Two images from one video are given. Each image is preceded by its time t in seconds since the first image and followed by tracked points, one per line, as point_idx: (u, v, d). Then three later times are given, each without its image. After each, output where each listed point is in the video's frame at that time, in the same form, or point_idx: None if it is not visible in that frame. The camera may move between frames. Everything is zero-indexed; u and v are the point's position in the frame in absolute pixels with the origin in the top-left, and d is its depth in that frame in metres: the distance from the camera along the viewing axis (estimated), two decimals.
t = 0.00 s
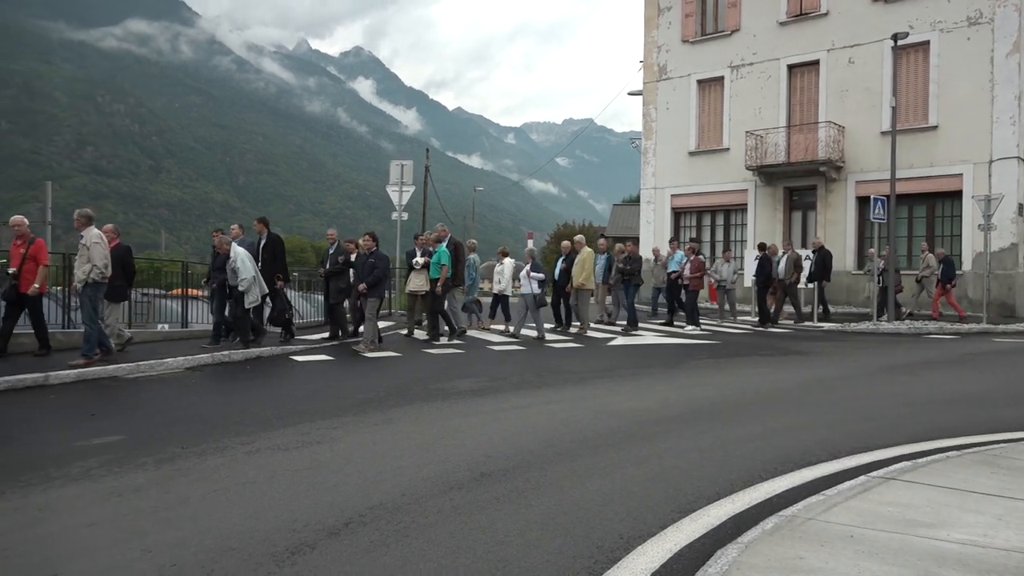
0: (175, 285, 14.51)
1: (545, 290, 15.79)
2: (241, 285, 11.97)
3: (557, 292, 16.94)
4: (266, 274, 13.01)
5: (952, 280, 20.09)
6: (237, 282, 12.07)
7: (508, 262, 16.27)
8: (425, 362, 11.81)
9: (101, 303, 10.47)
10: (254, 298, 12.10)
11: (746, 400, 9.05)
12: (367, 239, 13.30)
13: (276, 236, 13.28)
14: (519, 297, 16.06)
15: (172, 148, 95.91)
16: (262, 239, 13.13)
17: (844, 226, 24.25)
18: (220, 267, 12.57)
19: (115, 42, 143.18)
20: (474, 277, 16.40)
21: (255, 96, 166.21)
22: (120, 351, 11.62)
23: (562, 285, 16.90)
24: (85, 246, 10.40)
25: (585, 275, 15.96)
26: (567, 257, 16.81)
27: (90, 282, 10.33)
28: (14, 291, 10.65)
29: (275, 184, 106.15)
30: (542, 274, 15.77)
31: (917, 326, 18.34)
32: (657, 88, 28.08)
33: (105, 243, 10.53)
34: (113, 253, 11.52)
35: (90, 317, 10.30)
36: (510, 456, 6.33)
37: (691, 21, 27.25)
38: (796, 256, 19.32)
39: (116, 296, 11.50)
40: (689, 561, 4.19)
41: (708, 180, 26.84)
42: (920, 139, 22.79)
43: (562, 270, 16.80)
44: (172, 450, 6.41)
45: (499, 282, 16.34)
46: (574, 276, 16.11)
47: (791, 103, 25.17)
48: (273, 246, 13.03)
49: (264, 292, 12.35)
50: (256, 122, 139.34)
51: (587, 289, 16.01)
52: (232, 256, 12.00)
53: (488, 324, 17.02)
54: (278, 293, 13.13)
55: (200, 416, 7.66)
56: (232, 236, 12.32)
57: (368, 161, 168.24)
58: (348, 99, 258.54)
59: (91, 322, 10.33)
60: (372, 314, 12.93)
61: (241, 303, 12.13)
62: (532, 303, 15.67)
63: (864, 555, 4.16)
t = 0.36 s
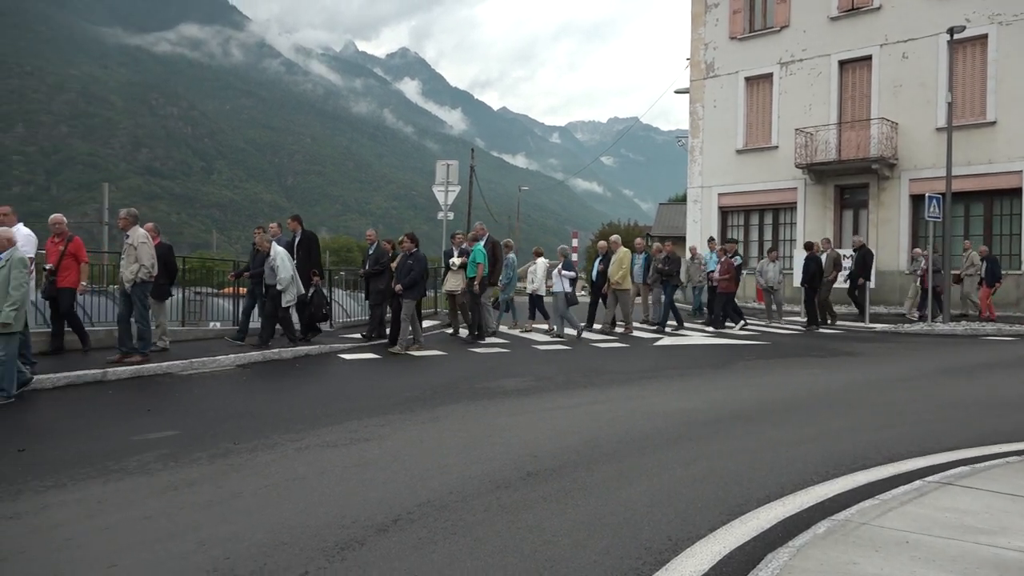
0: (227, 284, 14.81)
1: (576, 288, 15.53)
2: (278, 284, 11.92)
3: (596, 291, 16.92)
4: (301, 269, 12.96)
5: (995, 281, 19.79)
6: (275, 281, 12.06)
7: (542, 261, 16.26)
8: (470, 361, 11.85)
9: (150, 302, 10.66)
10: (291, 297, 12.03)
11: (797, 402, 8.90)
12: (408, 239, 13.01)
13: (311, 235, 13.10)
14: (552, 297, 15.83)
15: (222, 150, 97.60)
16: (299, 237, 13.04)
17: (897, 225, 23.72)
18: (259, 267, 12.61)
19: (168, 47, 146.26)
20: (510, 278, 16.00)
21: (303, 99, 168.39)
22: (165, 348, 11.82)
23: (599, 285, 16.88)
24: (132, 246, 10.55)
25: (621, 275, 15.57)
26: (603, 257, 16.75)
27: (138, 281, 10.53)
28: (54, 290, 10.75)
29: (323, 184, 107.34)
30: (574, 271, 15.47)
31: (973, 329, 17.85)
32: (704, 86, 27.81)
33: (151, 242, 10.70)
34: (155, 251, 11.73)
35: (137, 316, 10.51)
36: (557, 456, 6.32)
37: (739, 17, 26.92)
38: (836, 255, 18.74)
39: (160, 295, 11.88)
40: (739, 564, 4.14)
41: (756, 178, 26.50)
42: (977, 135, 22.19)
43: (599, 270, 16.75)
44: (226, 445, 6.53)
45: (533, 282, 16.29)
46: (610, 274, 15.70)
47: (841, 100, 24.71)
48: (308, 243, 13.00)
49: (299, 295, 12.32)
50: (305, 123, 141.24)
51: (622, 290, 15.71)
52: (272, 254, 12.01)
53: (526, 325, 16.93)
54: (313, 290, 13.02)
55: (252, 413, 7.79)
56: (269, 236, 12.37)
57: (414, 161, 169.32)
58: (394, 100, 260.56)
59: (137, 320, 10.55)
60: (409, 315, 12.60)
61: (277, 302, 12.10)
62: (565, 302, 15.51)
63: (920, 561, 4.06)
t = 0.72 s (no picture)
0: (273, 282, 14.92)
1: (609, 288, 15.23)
2: (307, 279, 12.02)
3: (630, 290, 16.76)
4: (336, 269, 12.84)
5: None
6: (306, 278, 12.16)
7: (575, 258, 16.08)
8: (514, 361, 11.86)
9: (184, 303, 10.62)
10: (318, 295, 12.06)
11: (847, 404, 8.75)
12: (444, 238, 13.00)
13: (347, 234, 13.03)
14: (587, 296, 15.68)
15: (270, 151, 98.94)
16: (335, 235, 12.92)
17: (952, 223, 23.12)
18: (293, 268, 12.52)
19: (217, 51, 148.69)
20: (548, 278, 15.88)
21: (348, 100, 169.95)
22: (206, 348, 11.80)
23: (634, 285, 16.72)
24: (169, 247, 10.52)
25: (657, 276, 15.36)
26: (636, 256, 16.41)
27: (174, 283, 10.46)
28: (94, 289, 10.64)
29: (369, 184, 108.24)
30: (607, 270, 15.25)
31: None
32: (751, 83, 27.45)
33: (186, 243, 10.65)
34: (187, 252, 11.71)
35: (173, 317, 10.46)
36: (602, 456, 6.29)
37: (787, 13, 26.52)
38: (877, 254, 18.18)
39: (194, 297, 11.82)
40: (790, 569, 4.07)
41: (804, 176, 26.09)
42: None
43: (633, 269, 16.35)
44: (275, 442, 6.62)
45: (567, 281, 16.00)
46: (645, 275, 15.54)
47: (893, 95, 24.19)
48: (345, 243, 12.87)
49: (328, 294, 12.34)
50: (350, 124, 142.72)
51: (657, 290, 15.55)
52: (306, 251, 12.11)
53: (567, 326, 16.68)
54: (345, 290, 12.97)
55: (300, 411, 7.89)
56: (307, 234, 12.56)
57: (458, 161, 169.98)
58: (439, 100, 261.91)
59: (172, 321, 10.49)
60: (448, 315, 12.76)
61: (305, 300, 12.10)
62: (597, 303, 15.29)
63: (977, 569, 3.96)
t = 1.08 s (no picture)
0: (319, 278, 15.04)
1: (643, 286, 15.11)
2: (346, 279, 11.94)
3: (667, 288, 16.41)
4: (369, 269, 12.96)
5: None
6: (343, 277, 12.07)
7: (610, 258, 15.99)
8: (559, 360, 11.86)
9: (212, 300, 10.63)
10: (356, 295, 12.05)
11: (900, 406, 8.56)
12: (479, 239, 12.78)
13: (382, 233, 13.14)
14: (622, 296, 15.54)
15: (316, 151, 100.13)
16: (371, 234, 13.02)
17: (1009, 220, 22.53)
18: (325, 264, 12.34)
19: (265, 53, 151.01)
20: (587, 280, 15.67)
21: (392, 99, 171.28)
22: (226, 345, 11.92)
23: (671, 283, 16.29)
24: (202, 244, 10.60)
25: (697, 274, 15.09)
26: (671, 255, 16.05)
27: (203, 279, 10.49)
28: (128, 288, 10.80)
29: (414, 183, 108.89)
30: (638, 270, 15.14)
31: None
32: (800, 78, 27.00)
33: (218, 240, 10.74)
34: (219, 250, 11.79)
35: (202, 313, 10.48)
36: (648, 456, 6.23)
37: (836, 7, 26.03)
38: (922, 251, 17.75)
39: (226, 294, 11.87)
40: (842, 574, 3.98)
41: (854, 173, 25.62)
42: None
43: (670, 267, 16.03)
44: (323, 439, 6.69)
45: (601, 280, 15.81)
46: (685, 275, 15.29)
47: (947, 90, 23.61)
48: (380, 241, 13.04)
49: (365, 293, 12.28)
50: (395, 124, 143.82)
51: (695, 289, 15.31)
52: (344, 250, 11.97)
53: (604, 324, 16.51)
54: (378, 289, 13.04)
55: (346, 407, 7.98)
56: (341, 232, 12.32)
57: (502, 160, 170.17)
58: (482, 99, 262.57)
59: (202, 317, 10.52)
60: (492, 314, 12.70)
61: (343, 300, 12.05)
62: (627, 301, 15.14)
63: None
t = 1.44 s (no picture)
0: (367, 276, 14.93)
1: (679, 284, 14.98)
2: (385, 280, 11.91)
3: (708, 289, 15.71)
4: (409, 268, 13.00)
5: None
6: (382, 278, 12.03)
7: (650, 258, 15.67)
8: (608, 359, 11.82)
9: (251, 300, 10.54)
10: (395, 296, 11.98)
11: (960, 407, 8.33)
12: (513, 239, 12.68)
13: (424, 231, 13.20)
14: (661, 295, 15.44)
15: (365, 152, 101.39)
16: (411, 233, 13.07)
17: None
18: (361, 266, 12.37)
19: (314, 56, 153.38)
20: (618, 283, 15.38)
21: (440, 99, 172.63)
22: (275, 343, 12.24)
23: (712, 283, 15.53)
24: (239, 245, 10.55)
25: (738, 274, 14.83)
26: (712, 255, 15.39)
27: (242, 279, 10.40)
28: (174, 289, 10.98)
29: (461, 182, 109.38)
30: (677, 268, 14.97)
31: None
32: (853, 72, 26.46)
33: (256, 242, 10.68)
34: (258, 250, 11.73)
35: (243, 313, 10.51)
36: (699, 456, 6.17)
37: None
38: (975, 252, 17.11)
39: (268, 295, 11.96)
40: None
41: (910, 169, 25.04)
42: None
43: (710, 269, 15.34)
44: (374, 436, 6.76)
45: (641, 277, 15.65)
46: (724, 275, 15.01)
47: (1008, 82, 22.92)
48: (423, 241, 13.13)
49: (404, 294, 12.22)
50: (443, 123, 144.73)
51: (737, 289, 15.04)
52: (381, 251, 11.96)
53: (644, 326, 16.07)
54: (418, 289, 12.92)
55: (396, 405, 8.06)
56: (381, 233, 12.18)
57: (549, 159, 169.97)
58: (529, 97, 262.84)
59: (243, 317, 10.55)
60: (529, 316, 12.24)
61: (382, 300, 12.00)
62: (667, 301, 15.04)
63: None
